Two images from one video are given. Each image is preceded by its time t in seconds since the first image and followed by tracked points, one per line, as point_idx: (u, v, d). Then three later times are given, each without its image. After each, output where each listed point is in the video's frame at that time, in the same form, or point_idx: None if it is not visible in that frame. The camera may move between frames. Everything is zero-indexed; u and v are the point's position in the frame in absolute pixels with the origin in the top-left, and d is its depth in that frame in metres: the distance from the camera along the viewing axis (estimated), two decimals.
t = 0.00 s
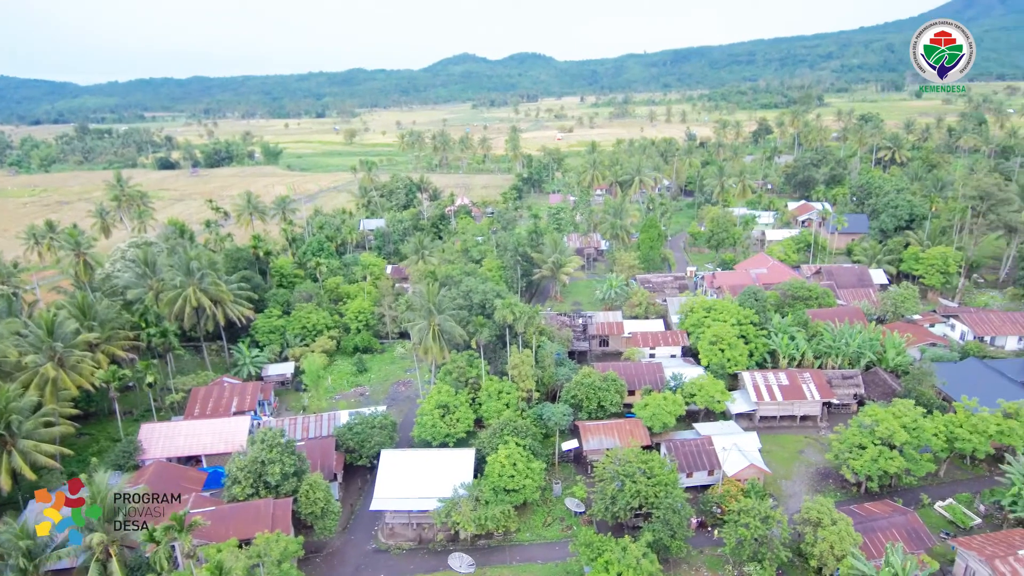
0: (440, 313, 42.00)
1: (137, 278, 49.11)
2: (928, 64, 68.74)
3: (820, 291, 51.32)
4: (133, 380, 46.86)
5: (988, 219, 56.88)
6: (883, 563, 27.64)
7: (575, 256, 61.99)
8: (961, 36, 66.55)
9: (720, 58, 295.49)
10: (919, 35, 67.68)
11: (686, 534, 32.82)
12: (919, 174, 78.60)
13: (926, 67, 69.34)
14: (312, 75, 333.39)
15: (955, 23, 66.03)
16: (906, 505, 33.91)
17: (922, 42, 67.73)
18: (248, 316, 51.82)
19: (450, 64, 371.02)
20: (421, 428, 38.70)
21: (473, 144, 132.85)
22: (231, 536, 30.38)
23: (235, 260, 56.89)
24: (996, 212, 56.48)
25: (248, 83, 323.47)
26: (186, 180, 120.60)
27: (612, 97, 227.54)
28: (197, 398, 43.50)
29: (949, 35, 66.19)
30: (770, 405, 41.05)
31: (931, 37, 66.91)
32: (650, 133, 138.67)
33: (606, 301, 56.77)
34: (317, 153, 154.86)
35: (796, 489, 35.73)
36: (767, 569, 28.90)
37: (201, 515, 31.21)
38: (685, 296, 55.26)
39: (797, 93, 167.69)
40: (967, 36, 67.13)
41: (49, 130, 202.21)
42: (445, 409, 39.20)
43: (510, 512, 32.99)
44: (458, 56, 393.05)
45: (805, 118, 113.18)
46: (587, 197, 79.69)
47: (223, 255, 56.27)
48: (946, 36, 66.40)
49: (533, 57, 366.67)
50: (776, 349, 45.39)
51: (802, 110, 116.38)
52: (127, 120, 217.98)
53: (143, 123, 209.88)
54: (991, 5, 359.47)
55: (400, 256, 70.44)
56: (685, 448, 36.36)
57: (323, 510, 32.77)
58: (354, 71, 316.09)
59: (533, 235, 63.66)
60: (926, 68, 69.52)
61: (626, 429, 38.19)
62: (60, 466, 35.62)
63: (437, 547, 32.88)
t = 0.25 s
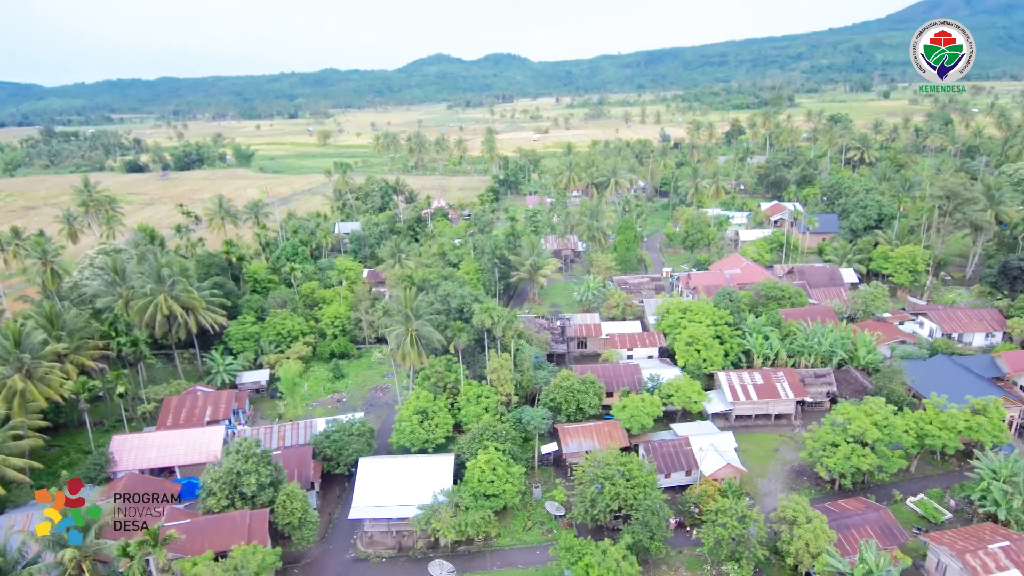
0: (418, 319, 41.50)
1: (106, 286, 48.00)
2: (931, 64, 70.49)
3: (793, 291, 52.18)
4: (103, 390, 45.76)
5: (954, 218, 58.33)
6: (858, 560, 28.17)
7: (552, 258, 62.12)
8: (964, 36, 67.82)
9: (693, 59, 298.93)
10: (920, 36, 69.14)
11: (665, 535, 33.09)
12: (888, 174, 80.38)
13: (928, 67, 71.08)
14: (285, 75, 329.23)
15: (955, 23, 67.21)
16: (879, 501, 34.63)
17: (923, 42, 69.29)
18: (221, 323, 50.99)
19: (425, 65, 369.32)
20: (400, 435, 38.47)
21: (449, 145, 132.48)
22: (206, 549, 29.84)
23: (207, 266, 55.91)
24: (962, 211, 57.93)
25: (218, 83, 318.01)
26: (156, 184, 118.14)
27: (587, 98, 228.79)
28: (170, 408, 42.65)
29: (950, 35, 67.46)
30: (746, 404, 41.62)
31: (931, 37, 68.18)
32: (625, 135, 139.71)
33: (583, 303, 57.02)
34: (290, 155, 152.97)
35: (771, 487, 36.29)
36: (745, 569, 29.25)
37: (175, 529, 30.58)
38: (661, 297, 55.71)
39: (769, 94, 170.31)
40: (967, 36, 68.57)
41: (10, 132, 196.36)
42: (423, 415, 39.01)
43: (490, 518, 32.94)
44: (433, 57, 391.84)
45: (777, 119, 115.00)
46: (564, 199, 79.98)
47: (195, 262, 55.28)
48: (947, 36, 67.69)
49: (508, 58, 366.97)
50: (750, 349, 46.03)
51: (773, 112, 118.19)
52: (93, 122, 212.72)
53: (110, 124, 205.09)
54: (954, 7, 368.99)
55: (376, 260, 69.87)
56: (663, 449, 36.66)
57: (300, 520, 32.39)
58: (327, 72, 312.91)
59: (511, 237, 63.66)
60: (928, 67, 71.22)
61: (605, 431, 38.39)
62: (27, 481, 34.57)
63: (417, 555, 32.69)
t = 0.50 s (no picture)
0: (398, 323, 41.00)
1: (78, 294, 47.04)
2: (931, 63, 71.79)
3: (770, 291, 52.84)
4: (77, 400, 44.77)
5: (926, 217, 59.49)
6: (836, 557, 28.65)
7: (533, 261, 62.14)
8: (962, 35, 69.02)
9: (670, 60, 301.47)
10: (921, 35, 70.27)
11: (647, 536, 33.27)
12: (861, 174, 81.78)
13: (927, 66, 72.44)
14: (260, 75, 325.18)
15: (956, 24, 68.65)
16: (856, 498, 35.24)
17: (923, 41, 70.37)
18: (197, 330, 50.22)
19: (403, 65, 367.48)
20: (381, 440, 38.19)
21: (427, 147, 131.93)
22: (185, 561, 29.34)
23: (182, 272, 55.04)
24: (933, 210, 59.13)
25: (191, 84, 313.08)
26: (129, 187, 116.00)
27: (566, 99, 229.47)
28: (145, 417, 41.85)
29: (950, 35, 68.75)
30: (725, 404, 42.05)
31: (931, 37, 69.69)
32: (603, 136, 140.35)
33: (564, 305, 57.15)
34: (267, 157, 151.14)
35: (751, 486, 36.72)
36: (726, 568, 29.55)
37: (151, 542, 30.01)
38: (641, 298, 56.05)
39: (744, 95, 172.19)
40: (967, 36, 70.06)
41: None
42: (405, 420, 38.79)
43: (472, 523, 32.85)
44: (410, 57, 390.26)
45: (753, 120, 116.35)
46: (543, 201, 80.11)
47: (169, 268, 54.41)
48: (947, 36, 68.98)
49: (486, 58, 366.63)
50: (729, 348, 46.50)
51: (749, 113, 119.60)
52: (62, 123, 208.05)
53: (80, 126, 200.83)
54: (924, 9, 376.48)
55: (355, 263, 69.27)
56: (644, 450, 36.89)
57: (280, 530, 32.03)
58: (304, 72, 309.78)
59: (491, 240, 63.55)
60: (927, 67, 72.54)
61: (586, 433, 38.52)
62: None
63: (400, 562, 32.49)
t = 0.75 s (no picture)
0: (376, 329, 40.63)
1: (46, 303, 45.86)
2: (931, 63, 74.76)
3: (744, 291, 53.53)
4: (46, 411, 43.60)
5: (895, 217, 60.77)
6: (813, 555, 29.13)
7: (511, 263, 62.14)
8: (962, 36, 71.96)
9: (644, 61, 304.15)
10: (921, 36, 73.27)
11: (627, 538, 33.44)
12: (832, 174, 83.35)
13: (928, 66, 75.37)
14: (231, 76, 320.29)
15: (955, 24, 71.72)
16: (831, 496, 35.88)
17: (922, 41, 73.31)
18: (169, 338, 49.30)
19: (377, 65, 365.18)
20: (359, 448, 37.85)
21: (404, 148, 131.24)
22: None
23: (152, 279, 54.01)
24: (902, 210, 60.44)
25: (161, 85, 307.32)
26: (97, 191, 113.43)
27: (542, 100, 230.17)
28: (117, 428, 40.91)
29: (949, 35, 71.82)
30: (702, 404, 42.51)
31: (931, 37, 72.62)
32: (579, 138, 140.96)
33: (542, 307, 57.26)
34: (239, 159, 148.95)
35: (728, 486, 37.16)
36: (705, 568, 29.85)
37: (125, 556, 29.34)
38: (619, 300, 56.38)
39: (717, 96, 174.36)
40: (966, 37, 73.13)
41: None
42: (383, 426, 38.51)
43: (453, 529, 32.73)
44: (385, 58, 387.79)
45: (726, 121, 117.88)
46: (521, 203, 80.21)
47: (140, 275, 53.36)
48: (946, 36, 72.05)
49: (461, 58, 366.03)
50: (705, 349, 47.01)
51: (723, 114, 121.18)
52: (26, 125, 202.51)
53: (45, 129, 195.82)
54: (891, 12, 384.88)
55: (331, 267, 68.60)
56: (623, 452, 37.11)
57: (257, 541, 31.59)
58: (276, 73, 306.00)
59: (468, 243, 63.39)
60: (928, 67, 75.48)
61: (566, 436, 38.61)
62: None
63: (380, 570, 32.22)
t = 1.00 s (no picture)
0: (356, 334, 40.23)
1: (17, 311, 44.79)
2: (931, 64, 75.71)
3: (722, 292, 54.09)
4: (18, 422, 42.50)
5: (868, 217, 61.91)
6: (792, 553, 29.53)
7: (491, 265, 62.09)
8: (961, 37, 73.09)
9: (622, 62, 306.13)
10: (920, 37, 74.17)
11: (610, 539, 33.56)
12: (807, 174, 84.66)
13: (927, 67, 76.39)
14: (205, 76, 315.51)
15: (955, 24, 72.70)
16: (809, 493, 36.44)
17: (923, 42, 74.09)
18: (144, 345, 48.42)
19: (354, 65, 362.70)
20: (340, 454, 37.54)
21: (382, 150, 130.38)
22: None
23: (126, 286, 53.07)
24: (875, 210, 61.61)
25: (132, 86, 301.56)
26: (67, 194, 110.87)
27: (521, 101, 230.34)
28: (91, 438, 40.06)
29: (949, 35, 72.77)
30: (682, 404, 42.89)
31: (931, 37, 73.36)
32: (558, 139, 141.39)
33: (523, 309, 57.31)
34: (214, 161, 146.74)
35: (709, 485, 37.54)
36: (687, 568, 30.10)
37: (101, 569, 28.72)
38: (599, 301, 56.62)
39: (694, 97, 176.09)
40: (966, 37, 73.91)
41: None
42: (364, 432, 38.25)
43: (436, 535, 32.60)
44: (362, 57, 385.62)
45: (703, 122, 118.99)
46: (501, 205, 80.17)
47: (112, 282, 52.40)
48: (946, 36, 73.00)
49: (439, 59, 365.09)
50: (685, 350, 47.39)
51: (700, 115, 122.30)
52: None
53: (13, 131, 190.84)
54: (862, 14, 392.08)
55: (310, 271, 67.97)
56: (605, 454, 37.27)
57: (236, 552, 31.19)
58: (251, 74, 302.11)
59: (449, 245, 63.24)
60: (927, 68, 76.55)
61: (548, 439, 38.64)
62: None
63: None
